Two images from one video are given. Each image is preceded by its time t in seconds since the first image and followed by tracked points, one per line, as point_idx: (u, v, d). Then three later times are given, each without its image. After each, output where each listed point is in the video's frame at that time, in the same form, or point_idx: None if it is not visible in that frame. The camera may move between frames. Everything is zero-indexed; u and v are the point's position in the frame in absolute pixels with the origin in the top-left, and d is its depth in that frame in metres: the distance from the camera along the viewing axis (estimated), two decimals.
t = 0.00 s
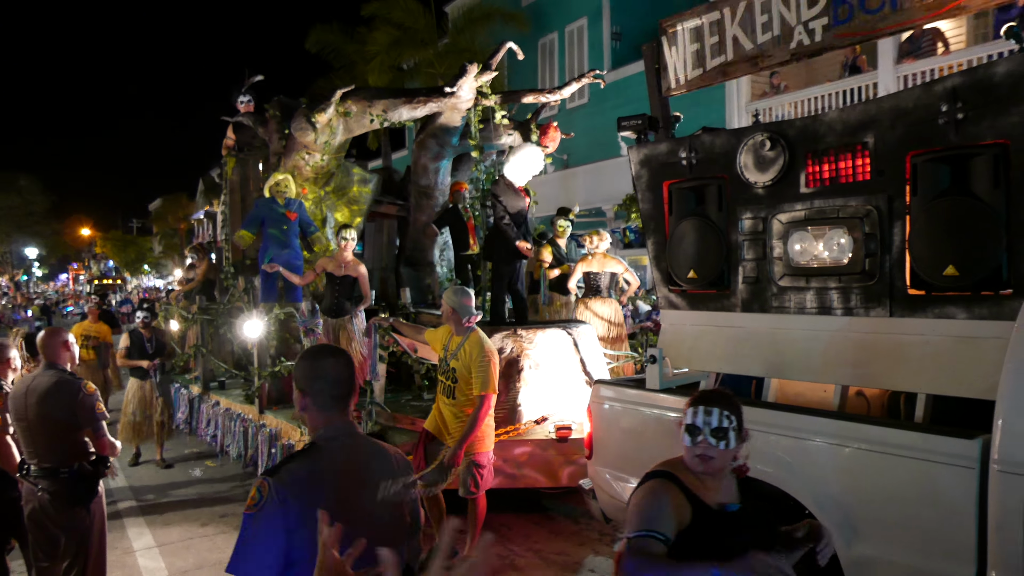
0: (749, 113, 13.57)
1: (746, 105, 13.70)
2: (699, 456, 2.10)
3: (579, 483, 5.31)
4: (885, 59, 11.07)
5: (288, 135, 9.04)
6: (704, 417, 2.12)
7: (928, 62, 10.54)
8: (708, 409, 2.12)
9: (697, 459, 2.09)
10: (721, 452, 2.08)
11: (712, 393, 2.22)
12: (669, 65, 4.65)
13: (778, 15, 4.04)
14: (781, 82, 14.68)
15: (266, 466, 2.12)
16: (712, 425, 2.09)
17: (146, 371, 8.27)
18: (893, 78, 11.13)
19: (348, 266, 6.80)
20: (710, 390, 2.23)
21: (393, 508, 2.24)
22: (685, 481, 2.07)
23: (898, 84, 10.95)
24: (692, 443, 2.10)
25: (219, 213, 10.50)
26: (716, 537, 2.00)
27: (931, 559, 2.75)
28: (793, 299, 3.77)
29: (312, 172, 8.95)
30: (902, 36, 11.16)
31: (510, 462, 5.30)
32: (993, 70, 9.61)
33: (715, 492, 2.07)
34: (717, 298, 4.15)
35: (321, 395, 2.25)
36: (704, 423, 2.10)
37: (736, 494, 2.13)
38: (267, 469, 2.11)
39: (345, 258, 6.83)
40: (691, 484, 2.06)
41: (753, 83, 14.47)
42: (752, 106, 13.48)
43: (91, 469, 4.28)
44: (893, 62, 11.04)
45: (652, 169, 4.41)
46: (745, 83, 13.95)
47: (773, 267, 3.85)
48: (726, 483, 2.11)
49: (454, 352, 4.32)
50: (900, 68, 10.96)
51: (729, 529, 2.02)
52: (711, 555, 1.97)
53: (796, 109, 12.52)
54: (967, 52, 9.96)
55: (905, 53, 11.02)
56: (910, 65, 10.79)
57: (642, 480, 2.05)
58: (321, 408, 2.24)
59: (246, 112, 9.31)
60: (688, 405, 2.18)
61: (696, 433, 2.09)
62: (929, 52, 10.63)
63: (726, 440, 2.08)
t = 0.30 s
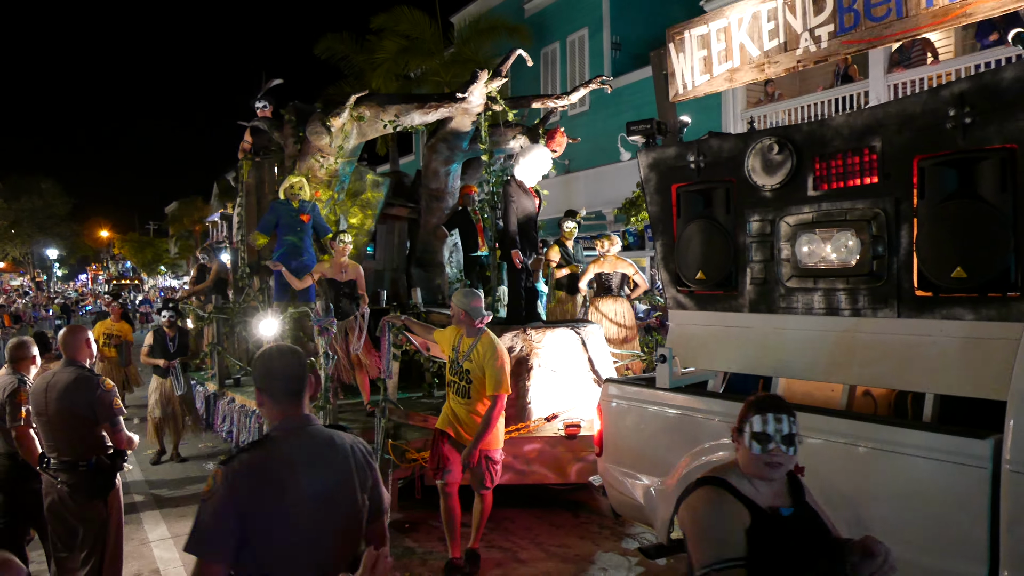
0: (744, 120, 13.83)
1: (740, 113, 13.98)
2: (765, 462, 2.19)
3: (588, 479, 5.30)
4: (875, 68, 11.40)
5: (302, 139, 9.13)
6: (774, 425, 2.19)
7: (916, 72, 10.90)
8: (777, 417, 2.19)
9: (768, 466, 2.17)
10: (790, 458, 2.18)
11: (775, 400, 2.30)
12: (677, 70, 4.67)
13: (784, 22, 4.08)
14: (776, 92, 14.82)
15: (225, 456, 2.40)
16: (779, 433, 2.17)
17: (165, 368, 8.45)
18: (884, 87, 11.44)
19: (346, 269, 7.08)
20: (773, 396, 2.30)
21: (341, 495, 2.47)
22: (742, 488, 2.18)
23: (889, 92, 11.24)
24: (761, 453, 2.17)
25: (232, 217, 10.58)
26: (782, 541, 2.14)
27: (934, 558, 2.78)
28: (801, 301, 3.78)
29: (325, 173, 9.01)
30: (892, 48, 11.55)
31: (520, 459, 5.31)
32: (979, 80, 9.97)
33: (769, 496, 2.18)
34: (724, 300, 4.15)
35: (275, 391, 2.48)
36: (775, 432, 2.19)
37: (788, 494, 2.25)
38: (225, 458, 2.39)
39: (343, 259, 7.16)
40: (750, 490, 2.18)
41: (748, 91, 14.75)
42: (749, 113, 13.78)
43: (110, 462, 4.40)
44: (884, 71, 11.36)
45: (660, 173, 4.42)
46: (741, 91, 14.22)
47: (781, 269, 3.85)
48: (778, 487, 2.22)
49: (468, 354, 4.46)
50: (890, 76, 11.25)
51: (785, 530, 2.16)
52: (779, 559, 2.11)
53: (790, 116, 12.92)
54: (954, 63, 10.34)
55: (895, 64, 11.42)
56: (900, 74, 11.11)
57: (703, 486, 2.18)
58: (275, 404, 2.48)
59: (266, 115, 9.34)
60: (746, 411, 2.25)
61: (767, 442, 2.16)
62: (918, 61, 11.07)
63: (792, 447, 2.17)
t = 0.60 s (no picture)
0: (746, 120, 13.77)
1: (743, 112, 13.94)
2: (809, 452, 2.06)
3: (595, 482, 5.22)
4: (877, 69, 11.34)
5: (307, 136, 8.98)
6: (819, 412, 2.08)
7: (919, 72, 10.87)
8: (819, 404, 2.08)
9: (818, 456, 2.05)
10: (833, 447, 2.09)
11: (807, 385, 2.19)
12: (688, 67, 4.60)
13: (797, 19, 4.01)
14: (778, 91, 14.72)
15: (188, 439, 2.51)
16: (826, 420, 2.07)
17: (167, 365, 8.50)
18: (887, 87, 11.40)
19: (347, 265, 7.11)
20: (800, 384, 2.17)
21: (294, 483, 2.51)
22: (784, 482, 2.03)
23: (892, 92, 11.19)
24: (811, 443, 2.05)
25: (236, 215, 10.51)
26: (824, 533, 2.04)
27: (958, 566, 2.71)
28: (815, 301, 3.73)
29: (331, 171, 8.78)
30: (895, 49, 11.53)
31: (528, 460, 5.19)
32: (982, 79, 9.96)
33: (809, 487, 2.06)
34: (736, 300, 4.09)
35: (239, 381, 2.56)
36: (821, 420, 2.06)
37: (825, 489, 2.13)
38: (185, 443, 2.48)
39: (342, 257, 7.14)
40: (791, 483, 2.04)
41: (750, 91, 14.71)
42: (750, 113, 13.73)
43: (110, 459, 4.36)
44: (886, 71, 11.29)
45: (671, 172, 4.35)
46: (743, 91, 14.16)
47: (795, 268, 3.80)
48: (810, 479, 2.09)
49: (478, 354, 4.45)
50: (892, 77, 11.21)
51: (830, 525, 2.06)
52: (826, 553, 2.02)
53: (792, 116, 12.83)
54: (958, 62, 10.32)
55: (897, 64, 11.36)
56: (902, 75, 11.06)
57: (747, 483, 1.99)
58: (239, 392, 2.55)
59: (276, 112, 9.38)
60: (782, 399, 2.12)
61: (816, 429, 2.04)
62: (921, 61, 11.03)
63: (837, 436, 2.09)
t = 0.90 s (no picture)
0: (749, 118, 13.70)
1: (745, 110, 13.88)
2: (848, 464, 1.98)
3: (603, 481, 5.18)
4: (880, 66, 11.27)
5: (311, 133, 9.02)
6: (853, 419, 1.98)
7: (920, 71, 10.78)
8: (854, 411, 1.99)
9: (855, 469, 1.96)
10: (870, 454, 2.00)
11: (837, 391, 2.09)
12: (699, 63, 4.54)
13: (812, 13, 3.97)
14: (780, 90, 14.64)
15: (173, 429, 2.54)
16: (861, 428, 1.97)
17: (168, 363, 8.47)
18: (888, 86, 11.33)
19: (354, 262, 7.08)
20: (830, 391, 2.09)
21: (278, 474, 2.53)
22: (815, 497, 1.97)
23: (894, 91, 11.11)
24: (846, 454, 1.96)
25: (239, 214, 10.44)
26: (865, 545, 1.96)
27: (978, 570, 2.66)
28: (829, 299, 3.68)
29: (336, 168, 8.88)
30: (897, 47, 11.46)
31: (535, 459, 5.13)
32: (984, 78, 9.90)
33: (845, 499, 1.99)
34: (748, 298, 4.04)
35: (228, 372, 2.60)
36: (855, 427, 1.97)
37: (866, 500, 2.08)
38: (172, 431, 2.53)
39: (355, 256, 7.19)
40: (823, 497, 1.98)
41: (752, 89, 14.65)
42: (751, 111, 13.67)
43: (111, 455, 4.31)
44: (888, 69, 11.23)
45: (682, 169, 4.29)
46: (745, 89, 14.10)
47: (808, 267, 3.75)
48: (847, 490, 2.02)
49: (488, 350, 4.49)
50: (894, 75, 11.14)
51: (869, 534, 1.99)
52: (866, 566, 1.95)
53: (795, 114, 12.75)
54: (960, 62, 10.24)
55: (900, 61, 11.29)
56: (903, 73, 10.99)
57: (773, 503, 1.95)
58: (226, 384, 2.59)
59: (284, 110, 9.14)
60: (811, 408, 2.02)
61: (851, 440, 1.95)
62: (923, 60, 10.94)
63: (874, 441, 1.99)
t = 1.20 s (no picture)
0: (747, 115, 13.65)
1: (744, 107, 13.84)
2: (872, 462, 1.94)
3: (607, 479, 5.15)
4: (879, 63, 11.22)
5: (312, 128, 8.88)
6: (874, 415, 1.96)
7: (919, 67, 10.71)
8: (876, 407, 1.96)
9: (878, 467, 1.92)
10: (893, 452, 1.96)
11: (858, 387, 2.06)
12: (705, 58, 4.49)
13: (820, 7, 3.92)
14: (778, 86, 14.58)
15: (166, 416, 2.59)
16: (883, 423, 1.94)
17: (166, 362, 8.42)
18: (887, 83, 11.27)
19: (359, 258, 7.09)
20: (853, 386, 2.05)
21: (266, 466, 2.62)
22: (838, 497, 1.93)
23: (893, 88, 11.06)
24: (868, 452, 1.93)
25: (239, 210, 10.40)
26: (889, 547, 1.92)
27: (990, 569, 2.63)
28: (838, 296, 3.65)
29: (337, 164, 8.82)
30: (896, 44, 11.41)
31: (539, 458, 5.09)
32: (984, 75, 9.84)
33: (868, 500, 1.95)
34: (755, 295, 4.00)
35: (219, 362, 2.64)
36: (877, 422, 1.94)
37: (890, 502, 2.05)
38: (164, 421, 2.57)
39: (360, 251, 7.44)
40: (846, 497, 1.94)
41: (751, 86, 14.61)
42: (750, 108, 13.62)
43: (109, 453, 4.25)
44: (886, 66, 11.17)
45: (688, 164, 4.24)
46: (743, 86, 14.06)
47: (817, 263, 3.71)
48: (871, 489, 1.98)
49: (500, 344, 4.60)
50: (893, 72, 11.09)
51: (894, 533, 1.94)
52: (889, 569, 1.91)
53: (793, 111, 12.71)
54: (960, 58, 10.17)
55: (899, 58, 11.23)
56: (902, 70, 10.95)
57: (794, 502, 1.91)
58: (217, 374, 2.63)
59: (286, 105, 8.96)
60: (832, 404, 2.00)
61: (873, 437, 1.92)
62: (921, 57, 10.89)
63: (896, 439, 1.95)
